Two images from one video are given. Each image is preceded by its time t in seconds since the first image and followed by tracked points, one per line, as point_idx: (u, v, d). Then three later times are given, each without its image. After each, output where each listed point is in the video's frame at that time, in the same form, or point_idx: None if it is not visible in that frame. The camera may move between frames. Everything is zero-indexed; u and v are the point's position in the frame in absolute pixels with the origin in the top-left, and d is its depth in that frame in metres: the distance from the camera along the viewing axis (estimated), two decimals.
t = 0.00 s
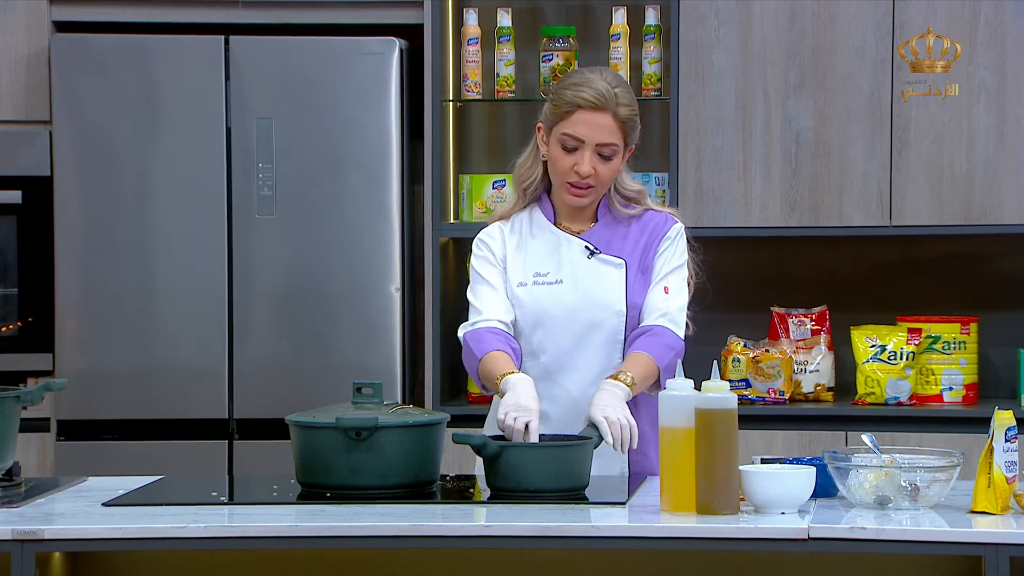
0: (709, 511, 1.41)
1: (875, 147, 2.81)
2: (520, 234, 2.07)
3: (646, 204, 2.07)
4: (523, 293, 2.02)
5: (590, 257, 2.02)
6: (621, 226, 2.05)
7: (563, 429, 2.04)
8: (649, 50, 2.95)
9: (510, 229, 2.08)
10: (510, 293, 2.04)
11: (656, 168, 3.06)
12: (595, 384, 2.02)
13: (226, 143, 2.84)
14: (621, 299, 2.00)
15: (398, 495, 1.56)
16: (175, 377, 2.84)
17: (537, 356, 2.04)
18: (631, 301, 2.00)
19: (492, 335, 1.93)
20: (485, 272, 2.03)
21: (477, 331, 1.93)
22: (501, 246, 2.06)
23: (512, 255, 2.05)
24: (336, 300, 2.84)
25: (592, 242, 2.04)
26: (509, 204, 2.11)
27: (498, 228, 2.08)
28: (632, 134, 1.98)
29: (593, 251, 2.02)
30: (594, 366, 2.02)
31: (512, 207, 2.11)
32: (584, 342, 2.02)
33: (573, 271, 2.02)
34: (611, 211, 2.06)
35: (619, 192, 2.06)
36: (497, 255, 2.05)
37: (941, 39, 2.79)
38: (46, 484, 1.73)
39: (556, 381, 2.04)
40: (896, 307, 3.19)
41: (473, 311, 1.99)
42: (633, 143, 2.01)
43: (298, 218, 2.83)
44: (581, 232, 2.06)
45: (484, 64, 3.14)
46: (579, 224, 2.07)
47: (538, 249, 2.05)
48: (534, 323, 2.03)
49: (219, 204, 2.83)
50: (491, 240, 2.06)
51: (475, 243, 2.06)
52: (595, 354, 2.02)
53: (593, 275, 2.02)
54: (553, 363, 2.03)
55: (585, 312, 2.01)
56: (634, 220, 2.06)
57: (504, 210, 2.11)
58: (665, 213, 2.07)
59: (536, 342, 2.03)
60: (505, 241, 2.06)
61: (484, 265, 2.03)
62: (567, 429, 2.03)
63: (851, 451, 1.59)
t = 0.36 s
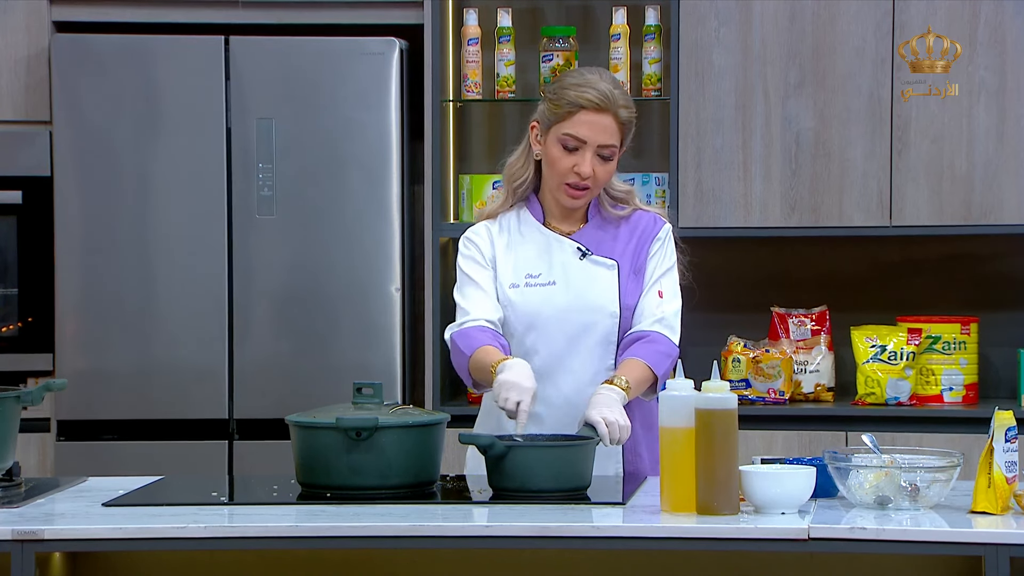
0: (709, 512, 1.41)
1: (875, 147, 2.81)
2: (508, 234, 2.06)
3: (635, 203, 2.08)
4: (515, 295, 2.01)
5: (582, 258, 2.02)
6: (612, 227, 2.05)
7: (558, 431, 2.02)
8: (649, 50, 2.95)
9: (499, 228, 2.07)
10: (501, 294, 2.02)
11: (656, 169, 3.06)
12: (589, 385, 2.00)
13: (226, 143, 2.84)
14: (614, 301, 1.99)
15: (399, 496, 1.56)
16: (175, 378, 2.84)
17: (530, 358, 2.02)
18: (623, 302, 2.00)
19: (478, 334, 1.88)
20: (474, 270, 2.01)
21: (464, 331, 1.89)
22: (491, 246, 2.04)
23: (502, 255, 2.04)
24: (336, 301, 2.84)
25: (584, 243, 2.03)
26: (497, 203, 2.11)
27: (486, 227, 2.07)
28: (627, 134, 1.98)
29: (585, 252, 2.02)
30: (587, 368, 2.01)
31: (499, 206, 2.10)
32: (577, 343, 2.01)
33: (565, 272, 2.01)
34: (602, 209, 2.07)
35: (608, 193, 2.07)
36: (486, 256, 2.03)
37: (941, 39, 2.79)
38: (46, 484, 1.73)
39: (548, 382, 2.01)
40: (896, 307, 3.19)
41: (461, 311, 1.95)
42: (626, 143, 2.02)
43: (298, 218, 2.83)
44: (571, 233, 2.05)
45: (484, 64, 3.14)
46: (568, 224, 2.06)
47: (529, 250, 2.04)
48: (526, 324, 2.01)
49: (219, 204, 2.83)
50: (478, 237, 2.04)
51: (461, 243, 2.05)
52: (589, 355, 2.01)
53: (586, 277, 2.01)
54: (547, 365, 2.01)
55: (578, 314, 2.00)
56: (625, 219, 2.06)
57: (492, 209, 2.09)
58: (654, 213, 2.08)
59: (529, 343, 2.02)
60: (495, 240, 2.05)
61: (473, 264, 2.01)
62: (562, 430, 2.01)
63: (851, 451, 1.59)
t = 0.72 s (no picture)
0: (709, 512, 1.41)
1: (875, 147, 2.81)
2: (508, 234, 2.06)
3: (633, 203, 2.08)
4: (514, 295, 2.01)
5: (582, 259, 2.02)
6: (610, 228, 2.05)
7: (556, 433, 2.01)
8: (649, 50, 2.95)
9: (498, 228, 2.06)
10: (500, 295, 2.02)
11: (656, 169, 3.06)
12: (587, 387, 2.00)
13: (226, 143, 2.84)
14: (612, 303, 1.99)
15: (399, 496, 1.56)
16: (175, 378, 2.84)
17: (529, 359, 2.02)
18: (622, 304, 2.00)
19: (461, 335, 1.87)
20: (472, 271, 2.01)
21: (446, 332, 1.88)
22: (490, 246, 2.04)
23: (501, 255, 2.04)
24: (336, 301, 2.84)
25: (582, 245, 2.03)
26: (492, 207, 2.10)
27: (486, 226, 2.06)
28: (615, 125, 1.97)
29: (584, 254, 2.01)
30: (586, 369, 2.00)
31: (495, 209, 2.09)
32: (576, 344, 2.00)
33: (564, 272, 2.01)
34: (600, 210, 2.07)
35: (608, 188, 2.07)
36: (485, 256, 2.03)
37: (941, 39, 2.79)
38: (46, 484, 1.73)
39: (547, 383, 2.01)
40: (895, 307, 3.19)
41: (444, 314, 1.94)
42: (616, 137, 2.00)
43: (298, 218, 2.83)
44: (569, 233, 2.05)
45: (483, 64, 3.14)
46: (566, 224, 2.06)
47: (528, 250, 2.04)
48: (525, 324, 2.01)
49: (219, 204, 2.83)
50: (475, 235, 2.04)
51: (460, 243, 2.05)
52: (587, 356, 2.00)
53: (585, 278, 2.01)
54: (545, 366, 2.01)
55: (577, 316, 1.99)
56: (622, 220, 2.07)
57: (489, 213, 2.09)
58: (651, 215, 2.09)
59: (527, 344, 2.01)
60: (495, 240, 2.05)
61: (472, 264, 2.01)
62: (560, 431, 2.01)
63: (851, 451, 1.59)
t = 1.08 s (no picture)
0: (709, 512, 1.41)
1: (875, 147, 2.81)
2: (509, 235, 2.06)
3: (636, 203, 2.08)
4: (514, 296, 2.01)
5: (583, 261, 2.02)
6: (611, 229, 2.05)
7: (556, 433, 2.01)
8: (649, 51, 2.95)
9: (499, 228, 2.06)
10: (500, 295, 2.02)
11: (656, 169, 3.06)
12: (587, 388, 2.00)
13: (226, 143, 2.84)
14: (613, 304, 1.99)
15: (399, 496, 1.56)
16: (175, 378, 2.84)
17: (529, 359, 2.02)
18: (623, 306, 2.00)
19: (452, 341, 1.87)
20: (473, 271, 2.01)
21: (432, 335, 1.88)
22: (491, 246, 2.04)
23: (501, 255, 2.04)
24: (336, 301, 2.84)
25: (583, 245, 2.03)
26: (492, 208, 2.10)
27: (487, 225, 2.06)
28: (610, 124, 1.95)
29: (585, 255, 2.01)
30: (586, 370, 2.00)
31: (493, 209, 2.10)
32: (576, 345, 2.00)
33: (565, 273, 2.01)
34: (602, 210, 2.07)
35: (612, 186, 2.07)
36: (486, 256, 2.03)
37: (941, 39, 2.79)
38: (45, 485, 1.73)
39: (546, 384, 2.01)
40: (896, 307, 3.19)
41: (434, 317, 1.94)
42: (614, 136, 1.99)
43: (298, 218, 2.83)
44: (570, 234, 2.05)
45: (484, 64, 3.13)
46: (567, 225, 2.06)
47: (529, 250, 2.04)
48: (525, 324, 2.01)
49: (219, 204, 2.83)
50: (476, 235, 2.04)
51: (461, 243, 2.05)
52: (587, 357, 2.00)
53: (586, 279, 2.01)
54: (545, 367, 2.01)
55: (578, 317, 2.00)
56: (624, 221, 2.06)
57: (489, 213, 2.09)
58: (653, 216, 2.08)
59: (527, 345, 2.02)
60: (495, 240, 2.05)
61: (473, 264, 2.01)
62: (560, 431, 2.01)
63: (851, 451, 1.59)
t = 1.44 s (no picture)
0: (709, 512, 1.41)
1: (875, 147, 2.81)
2: (507, 236, 2.06)
3: (634, 204, 2.08)
4: (512, 296, 2.01)
5: (581, 261, 2.02)
6: (609, 229, 2.05)
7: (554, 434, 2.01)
8: (649, 51, 2.95)
9: (497, 229, 2.06)
10: (498, 296, 2.02)
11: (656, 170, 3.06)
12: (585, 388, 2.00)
13: (226, 143, 2.84)
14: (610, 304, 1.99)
15: (399, 496, 1.56)
16: (175, 378, 2.84)
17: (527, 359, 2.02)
18: (620, 306, 2.00)
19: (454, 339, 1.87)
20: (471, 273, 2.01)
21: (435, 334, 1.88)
22: (489, 246, 2.04)
23: (500, 257, 2.04)
24: (336, 301, 2.84)
25: (581, 246, 2.03)
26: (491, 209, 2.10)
27: (485, 227, 2.06)
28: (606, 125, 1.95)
29: (583, 255, 2.01)
30: (584, 371, 2.00)
31: (491, 211, 2.10)
32: (574, 346, 2.00)
33: (563, 274, 2.01)
34: (600, 210, 2.07)
35: (610, 188, 2.06)
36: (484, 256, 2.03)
37: (941, 39, 2.79)
38: (45, 485, 1.73)
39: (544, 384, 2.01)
40: (896, 307, 3.19)
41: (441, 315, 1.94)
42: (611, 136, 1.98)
43: (298, 219, 2.83)
44: (568, 234, 2.05)
45: (484, 64, 3.13)
46: (564, 226, 2.06)
47: (527, 251, 2.04)
48: (523, 325, 2.01)
49: (220, 204, 2.83)
50: (474, 235, 2.04)
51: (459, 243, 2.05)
52: (585, 358, 2.00)
53: (584, 280, 2.01)
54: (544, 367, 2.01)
55: (575, 318, 1.99)
56: (623, 221, 2.06)
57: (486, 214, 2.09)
58: (652, 216, 2.08)
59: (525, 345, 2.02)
60: (494, 241, 2.05)
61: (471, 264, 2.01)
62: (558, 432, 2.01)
63: (851, 452, 1.59)
